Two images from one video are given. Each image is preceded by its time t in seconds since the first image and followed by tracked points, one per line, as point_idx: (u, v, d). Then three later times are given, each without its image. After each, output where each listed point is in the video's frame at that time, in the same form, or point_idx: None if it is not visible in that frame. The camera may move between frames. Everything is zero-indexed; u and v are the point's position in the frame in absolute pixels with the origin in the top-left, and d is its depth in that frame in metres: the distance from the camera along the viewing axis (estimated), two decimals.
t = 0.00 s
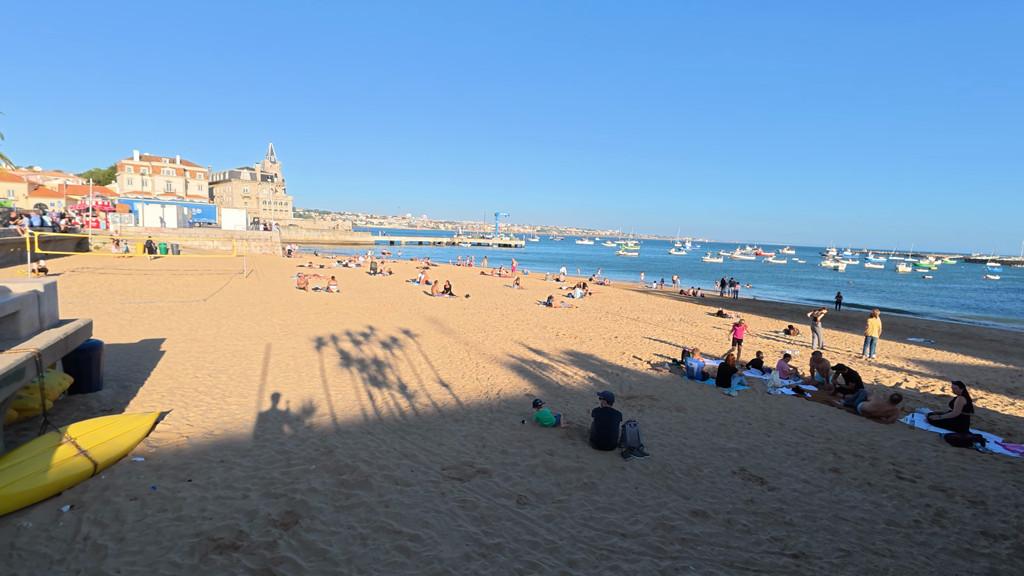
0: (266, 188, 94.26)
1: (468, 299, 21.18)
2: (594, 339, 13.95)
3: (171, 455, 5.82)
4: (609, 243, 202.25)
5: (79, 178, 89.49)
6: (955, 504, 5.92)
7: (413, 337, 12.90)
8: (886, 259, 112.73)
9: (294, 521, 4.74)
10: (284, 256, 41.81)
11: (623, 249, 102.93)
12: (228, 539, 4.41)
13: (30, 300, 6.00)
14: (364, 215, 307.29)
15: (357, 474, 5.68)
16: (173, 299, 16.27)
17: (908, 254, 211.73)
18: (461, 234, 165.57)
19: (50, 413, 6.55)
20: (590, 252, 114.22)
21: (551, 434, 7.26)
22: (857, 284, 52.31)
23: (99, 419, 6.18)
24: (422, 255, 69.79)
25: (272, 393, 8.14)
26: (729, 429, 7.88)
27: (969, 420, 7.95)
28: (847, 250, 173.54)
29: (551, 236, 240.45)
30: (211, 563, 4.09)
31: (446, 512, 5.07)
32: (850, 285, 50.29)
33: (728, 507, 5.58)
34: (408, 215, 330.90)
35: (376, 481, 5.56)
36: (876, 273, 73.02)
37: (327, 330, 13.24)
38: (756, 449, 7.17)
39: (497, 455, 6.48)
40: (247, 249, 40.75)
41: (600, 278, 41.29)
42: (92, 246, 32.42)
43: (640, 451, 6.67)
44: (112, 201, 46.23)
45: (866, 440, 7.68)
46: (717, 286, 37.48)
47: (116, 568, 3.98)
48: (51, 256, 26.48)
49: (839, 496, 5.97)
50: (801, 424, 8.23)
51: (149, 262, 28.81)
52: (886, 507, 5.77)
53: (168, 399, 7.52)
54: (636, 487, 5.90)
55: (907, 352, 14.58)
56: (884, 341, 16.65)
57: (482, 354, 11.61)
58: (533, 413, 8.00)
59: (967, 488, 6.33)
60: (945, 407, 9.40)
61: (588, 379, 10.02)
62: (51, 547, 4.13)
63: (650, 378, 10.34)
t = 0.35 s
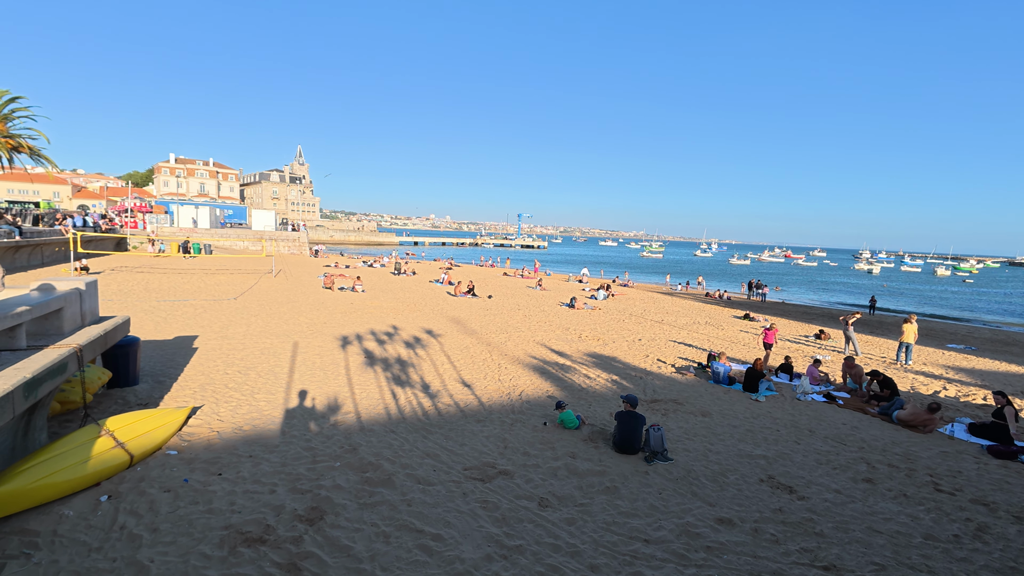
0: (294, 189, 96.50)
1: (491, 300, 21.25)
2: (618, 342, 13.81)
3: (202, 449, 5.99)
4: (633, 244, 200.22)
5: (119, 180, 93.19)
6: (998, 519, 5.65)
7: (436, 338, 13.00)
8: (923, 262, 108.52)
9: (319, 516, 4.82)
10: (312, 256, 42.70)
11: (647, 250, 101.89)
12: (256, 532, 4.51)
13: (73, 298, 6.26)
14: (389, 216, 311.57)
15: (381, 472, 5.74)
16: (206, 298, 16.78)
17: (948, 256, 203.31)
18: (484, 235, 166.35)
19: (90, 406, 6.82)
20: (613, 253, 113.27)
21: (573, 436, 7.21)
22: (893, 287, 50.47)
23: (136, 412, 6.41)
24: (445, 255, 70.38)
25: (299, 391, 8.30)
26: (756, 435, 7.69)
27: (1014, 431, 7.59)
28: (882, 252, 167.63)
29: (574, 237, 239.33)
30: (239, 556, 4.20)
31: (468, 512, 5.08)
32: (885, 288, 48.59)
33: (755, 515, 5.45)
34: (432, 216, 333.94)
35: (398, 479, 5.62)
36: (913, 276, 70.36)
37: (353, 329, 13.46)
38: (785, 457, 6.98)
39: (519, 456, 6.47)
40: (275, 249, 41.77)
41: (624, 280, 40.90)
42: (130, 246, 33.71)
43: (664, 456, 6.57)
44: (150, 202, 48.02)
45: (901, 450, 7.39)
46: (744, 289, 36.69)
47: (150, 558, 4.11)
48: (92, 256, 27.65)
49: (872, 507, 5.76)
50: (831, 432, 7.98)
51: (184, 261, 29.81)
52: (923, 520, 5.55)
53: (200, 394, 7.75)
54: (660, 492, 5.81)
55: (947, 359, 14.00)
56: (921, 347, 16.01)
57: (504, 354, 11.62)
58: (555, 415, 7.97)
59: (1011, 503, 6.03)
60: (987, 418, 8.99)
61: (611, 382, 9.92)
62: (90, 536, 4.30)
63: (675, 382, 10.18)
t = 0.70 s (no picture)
0: (318, 193, 98.32)
1: (511, 302, 21.26)
2: (639, 345, 13.67)
3: (228, 447, 6.13)
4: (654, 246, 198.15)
5: (151, 185, 96.34)
6: None
7: (456, 339, 13.06)
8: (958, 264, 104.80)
9: (341, 515, 4.88)
10: (334, 258, 43.41)
11: (668, 252, 100.69)
12: (280, 530, 4.60)
13: (108, 298, 6.48)
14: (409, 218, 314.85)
15: (401, 473, 5.79)
16: (232, 299, 17.20)
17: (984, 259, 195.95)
18: (503, 237, 166.70)
19: (123, 403, 7.05)
20: (634, 256, 112.32)
21: (593, 440, 7.15)
22: (926, 291, 48.83)
23: (166, 411, 6.60)
24: (465, 257, 70.80)
25: (322, 391, 8.44)
26: (782, 442, 7.51)
27: None
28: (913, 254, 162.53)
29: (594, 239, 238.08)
30: (264, 553, 4.28)
31: (488, 514, 5.09)
32: (916, 292, 47.05)
33: (781, 524, 5.32)
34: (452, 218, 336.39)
35: (419, 480, 5.66)
36: (947, 279, 68.00)
37: (374, 330, 13.65)
38: (812, 464, 6.81)
39: (539, 459, 6.45)
40: (299, 251, 42.60)
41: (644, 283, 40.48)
42: (161, 248, 34.81)
43: (686, 461, 6.47)
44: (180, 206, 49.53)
45: (935, 460, 7.13)
46: (769, 292, 35.95)
47: (179, 552, 4.22)
48: (125, 258, 28.62)
49: (904, 518, 5.58)
50: (860, 440, 7.76)
51: (212, 263, 30.62)
52: (958, 533, 5.34)
53: (227, 393, 7.94)
54: (682, 498, 5.72)
55: (983, 366, 13.46)
56: (956, 353, 15.43)
57: (524, 357, 11.61)
58: (575, 419, 7.92)
59: None
60: None
61: (631, 386, 9.82)
62: (122, 529, 4.44)
63: (697, 386, 10.02)
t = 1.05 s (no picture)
0: (338, 197, 99.87)
1: (528, 305, 21.27)
2: (658, 348, 13.53)
3: (252, 446, 6.25)
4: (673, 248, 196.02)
5: (177, 190, 98.94)
6: None
7: (473, 342, 13.12)
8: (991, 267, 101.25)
9: (361, 516, 4.93)
10: (354, 261, 43.99)
11: (687, 255, 99.43)
12: (302, 529, 4.66)
13: (138, 300, 6.68)
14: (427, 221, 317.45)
15: (420, 474, 5.83)
16: (255, 301, 17.56)
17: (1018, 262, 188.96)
18: (521, 240, 166.72)
19: (151, 402, 7.24)
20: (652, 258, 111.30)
21: (612, 444, 7.09)
22: (958, 295, 47.25)
23: (192, 410, 6.76)
24: (482, 260, 71.03)
25: (342, 392, 8.55)
26: (806, 448, 7.35)
27: None
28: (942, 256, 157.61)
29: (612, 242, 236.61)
30: (286, 551, 4.35)
31: (506, 517, 5.08)
32: (947, 295, 45.56)
33: (806, 533, 5.20)
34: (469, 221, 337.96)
35: (437, 482, 5.68)
36: (980, 282, 65.73)
37: (393, 333, 13.78)
38: (838, 472, 6.63)
39: (557, 463, 6.42)
40: (320, 255, 43.27)
41: (664, 286, 40.07)
42: (187, 251, 35.76)
43: (707, 467, 6.37)
44: (206, 210, 50.82)
45: (968, 469, 6.89)
46: (791, 295, 35.24)
47: (204, 549, 4.32)
48: (153, 261, 29.47)
49: (936, 530, 5.40)
50: (889, 447, 7.54)
51: (236, 266, 31.34)
52: (994, 546, 5.14)
53: (250, 394, 8.10)
54: (703, 505, 5.64)
55: (1020, 373, 12.95)
56: (990, 359, 14.89)
57: (542, 360, 11.58)
58: (594, 422, 7.87)
59: None
60: None
61: (650, 389, 9.72)
62: (150, 525, 4.55)
63: (718, 391, 9.86)
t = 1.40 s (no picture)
0: (358, 200, 101.28)
1: (545, 307, 21.24)
2: (677, 351, 13.37)
3: (274, 445, 6.36)
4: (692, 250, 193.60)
5: (202, 194, 101.59)
6: None
7: (491, 344, 13.15)
8: None
9: (380, 516, 4.98)
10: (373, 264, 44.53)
11: (707, 257, 98.15)
12: (322, 528, 4.72)
13: (165, 301, 6.86)
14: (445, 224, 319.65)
15: (438, 476, 5.86)
16: (277, 303, 17.90)
17: None
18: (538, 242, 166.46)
19: (177, 401, 7.42)
20: (671, 260, 110.08)
21: (631, 448, 7.02)
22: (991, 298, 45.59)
23: (217, 409, 6.91)
24: (499, 262, 71.17)
25: (361, 393, 8.65)
26: (832, 455, 7.17)
27: None
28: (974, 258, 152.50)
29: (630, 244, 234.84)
30: (307, 550, 4.41)
31: (523, 520, 5.07)
32: (980, 298, 44.03)
33: (831, 542, 5.08)
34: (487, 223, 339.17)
35: (455, 484, 5.70)
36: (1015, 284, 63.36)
37: (411, 334, 13.89)
38: (864, 480, 6.46)
39: (575, 466, 6.39)
40: (339, 257, 43.91)
41: (683, 288, 39.59)
42: (212, 254, 36.66)
43: (728, 472, 6.27)
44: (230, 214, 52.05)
45: (1004, 479, 6.64)
46: (815, 298, 34.47)
47: (228, 546, 4.41)
48: (180, 263, 30.28)
49: (969, 541, 5.21)
50: (918, 455, 7.31)
51: (259, 268, 32.00)
52: None
53: (272, 394, 8.25)
54: (724, 511, 5.54)
55: None
56: None
57: (559, 362, 11.54)
58: (612, 426, 7.81)
59: None
60: None
61: (669, 393, 9.61)
62: (176, 521, 4.67)
63: (739, 395, 9.70)
